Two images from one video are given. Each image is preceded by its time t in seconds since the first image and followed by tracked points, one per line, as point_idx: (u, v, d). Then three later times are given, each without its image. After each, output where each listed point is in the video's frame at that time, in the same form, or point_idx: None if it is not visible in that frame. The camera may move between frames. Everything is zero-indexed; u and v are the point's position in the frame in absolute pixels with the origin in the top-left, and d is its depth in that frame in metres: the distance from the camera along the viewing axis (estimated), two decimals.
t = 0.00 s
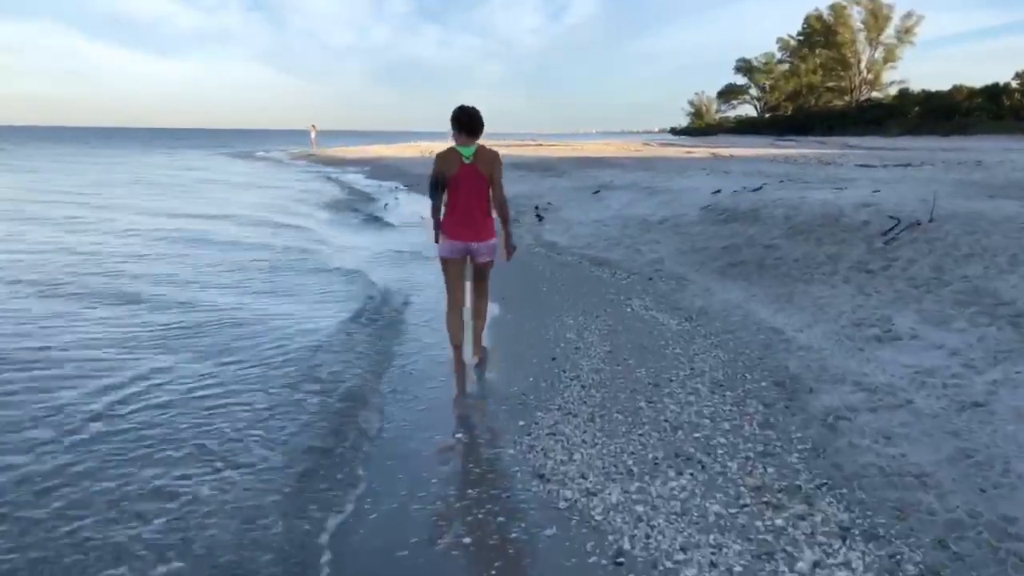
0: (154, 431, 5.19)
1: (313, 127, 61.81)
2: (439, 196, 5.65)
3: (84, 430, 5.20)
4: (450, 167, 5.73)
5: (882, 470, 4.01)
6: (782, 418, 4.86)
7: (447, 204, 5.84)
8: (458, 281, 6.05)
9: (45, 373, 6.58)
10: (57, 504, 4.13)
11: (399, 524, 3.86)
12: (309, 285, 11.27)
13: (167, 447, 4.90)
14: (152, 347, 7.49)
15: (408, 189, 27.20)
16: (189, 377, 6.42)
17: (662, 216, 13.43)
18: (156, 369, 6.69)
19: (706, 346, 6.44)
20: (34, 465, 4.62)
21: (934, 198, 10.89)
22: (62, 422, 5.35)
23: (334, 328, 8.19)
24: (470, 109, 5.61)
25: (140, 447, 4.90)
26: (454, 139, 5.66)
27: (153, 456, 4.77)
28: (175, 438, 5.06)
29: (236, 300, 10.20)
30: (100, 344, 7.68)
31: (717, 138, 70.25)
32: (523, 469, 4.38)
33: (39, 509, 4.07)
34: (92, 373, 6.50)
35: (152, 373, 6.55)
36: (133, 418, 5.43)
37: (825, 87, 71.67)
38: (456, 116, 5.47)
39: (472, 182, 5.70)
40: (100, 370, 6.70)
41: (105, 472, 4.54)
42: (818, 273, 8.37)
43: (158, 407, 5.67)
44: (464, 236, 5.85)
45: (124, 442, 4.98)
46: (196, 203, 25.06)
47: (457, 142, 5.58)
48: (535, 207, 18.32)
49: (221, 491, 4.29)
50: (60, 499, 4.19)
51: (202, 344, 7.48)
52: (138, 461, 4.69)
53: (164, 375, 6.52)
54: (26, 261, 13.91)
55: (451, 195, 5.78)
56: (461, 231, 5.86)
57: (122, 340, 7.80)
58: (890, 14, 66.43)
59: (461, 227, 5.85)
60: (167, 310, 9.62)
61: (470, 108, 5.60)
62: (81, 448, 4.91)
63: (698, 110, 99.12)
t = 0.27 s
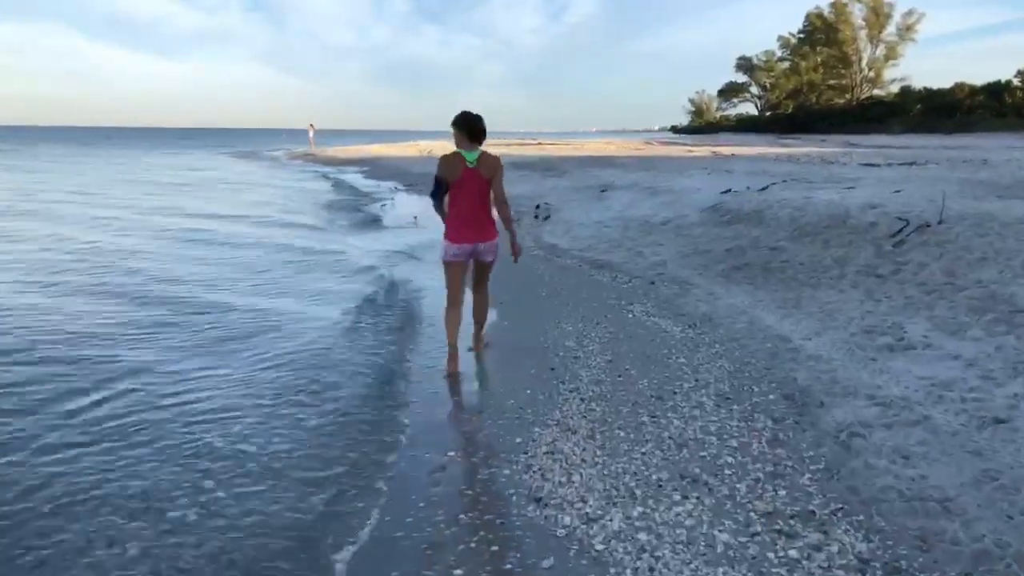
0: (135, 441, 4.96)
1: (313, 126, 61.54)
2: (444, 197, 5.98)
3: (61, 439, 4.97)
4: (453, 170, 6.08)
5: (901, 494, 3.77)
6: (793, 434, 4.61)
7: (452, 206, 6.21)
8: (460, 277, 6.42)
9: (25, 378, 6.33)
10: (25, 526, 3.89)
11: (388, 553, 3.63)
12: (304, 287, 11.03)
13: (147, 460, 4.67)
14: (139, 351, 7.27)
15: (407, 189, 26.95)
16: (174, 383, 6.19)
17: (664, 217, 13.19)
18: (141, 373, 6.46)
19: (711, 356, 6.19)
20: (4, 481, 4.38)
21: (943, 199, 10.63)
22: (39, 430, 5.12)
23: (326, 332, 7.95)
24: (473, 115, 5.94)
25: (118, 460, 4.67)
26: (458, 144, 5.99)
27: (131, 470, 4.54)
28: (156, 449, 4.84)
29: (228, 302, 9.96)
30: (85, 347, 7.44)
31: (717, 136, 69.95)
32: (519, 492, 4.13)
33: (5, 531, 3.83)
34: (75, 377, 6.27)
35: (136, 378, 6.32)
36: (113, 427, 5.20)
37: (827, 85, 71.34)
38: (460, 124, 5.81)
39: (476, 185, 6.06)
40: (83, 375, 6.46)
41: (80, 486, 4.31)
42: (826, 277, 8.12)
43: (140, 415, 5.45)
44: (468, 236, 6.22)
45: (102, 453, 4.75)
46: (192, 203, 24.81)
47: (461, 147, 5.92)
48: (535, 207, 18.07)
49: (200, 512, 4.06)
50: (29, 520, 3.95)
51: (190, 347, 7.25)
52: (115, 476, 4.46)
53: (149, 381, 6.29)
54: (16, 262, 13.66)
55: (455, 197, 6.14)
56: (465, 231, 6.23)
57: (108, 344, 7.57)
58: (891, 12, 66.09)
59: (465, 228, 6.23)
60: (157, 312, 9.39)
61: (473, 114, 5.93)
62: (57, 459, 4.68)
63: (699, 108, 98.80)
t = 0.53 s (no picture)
0: (115, 459, 4.73)
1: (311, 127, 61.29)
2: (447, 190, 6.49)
3: (38, 457, 4.74)
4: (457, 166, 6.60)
5: (924, 523, 3.54)
6: (806, 453, 4.38)
7: (455, 201, 6.72)
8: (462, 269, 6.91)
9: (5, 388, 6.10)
10: None
11: None
12: (298, 289, 10.79)
13: (127, 480, 4.44)
14: (126, 359, 7.04)
15: (406, 190, 26.72)
16: (160, 395, 5.96)
17: (666, 220, 12.96)
18: (126, 385, 6.23)
19: (717, 367, 5.95)
20: None
21: (951, 203, 10.39)
22: (17, 447, 4.90)
23: (320, 339, 7.72)
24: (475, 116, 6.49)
25: (97, 480, 4.44)
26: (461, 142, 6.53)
27: (110, 491, 4.31)
28: (137, 468, 4.60)
29: (221, 304, 9.72)
30: (71, 356, 7.22)
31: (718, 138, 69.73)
32: (517, 516, 3.90)
33: None
34: (57, 387, 6.05)
35: (121, 390, 6.09)
36: (94, 444, 4.97)
37: (827, 87, 71.12)
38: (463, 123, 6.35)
39: (478, 180, 6.58)
40: (66, 386, 6.24)
41: (55, 510, 4.09)
42: (834, 283, 7.89)
43: (124, 430, 5.22)
44: (470, 229, 6.69)
45: (80, 473, 4.52)
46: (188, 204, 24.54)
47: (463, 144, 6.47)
48: (535, 210, 17.84)
49: (180, 537, 3.83)
50: None
51: (178, 355, 7.02)
52: (93, 497, 4.23)
53: (134, 392, 6.06)
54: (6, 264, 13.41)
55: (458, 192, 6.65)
56: (467, 224, 6.72)
57: (94, 351, 7.35)
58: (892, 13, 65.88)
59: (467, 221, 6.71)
60: (147, 315, 9.15)
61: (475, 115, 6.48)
62: (33, 480, 4.45)
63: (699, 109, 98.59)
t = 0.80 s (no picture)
0: (103, 473, 4.49)
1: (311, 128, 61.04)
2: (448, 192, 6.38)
3: (23, 470, 4.50)
4: (458, 167, 6.47)
5: (968, 551, 3.30)
6: (834, 469, 4.13)
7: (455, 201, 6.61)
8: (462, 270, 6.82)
9: None
10: None
11: None
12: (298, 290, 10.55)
13: (115, 496, 4.20)
14: (118, 363, 6.80)
15: (407, 191, 26.49)
16: (153, 402, 5.73)
17: (672, 222, 12.72)
18: (118, 392, 5.99)
19: (733, 376, 5.70)
20: None
21: (966, 205, 10.14)
22: None
23: (320, 343, 7.48)
24: (477, 117, 6.36)
25: (83, 496, 4.20)
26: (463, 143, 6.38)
27: (97, 508, 4.07)
28: (126, 483, 4.36)
29: (218, 305, 9.47)
30: (62, 359, 6.98)
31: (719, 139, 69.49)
32: (528, 539, 3.65)
33: None
34: (45, 394, 5.80)
35: (113, 397, 5.85)
36: (81, 456, 4.73)
37: (829, 88, 70.90)
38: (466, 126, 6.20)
39: (479, 182, 6.47)
40: (55, 393, 6.00)
41: (37, 529, 3.85)
42: (850, 287, 7.64)
43: (113, 441, 4.98)
44: (471, 230, 6.61)
45: (65, 489, 4.28)
46: (186, 205, 24.28)
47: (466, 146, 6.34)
48: (538, 211, 17.60)
49: (169, 560, 3.58)
50: None
51: (172, 361, 6.77)
52: (78, 515, 3.99)
53: (126, 399, 5.82)
54: None
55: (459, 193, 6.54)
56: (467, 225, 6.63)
57: (86, 355, 7.11)
58: (894, 14, 65.66)
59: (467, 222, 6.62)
60: (143, 316, 8.91)
61: (477, 116, 6.35)
62: (15, 496, 4.21)
63: (700, 111, 98.45)
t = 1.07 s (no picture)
0: (84, 487, 4.26)
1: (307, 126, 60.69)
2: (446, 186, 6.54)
3: None
4: (456, 160, 6.63)
5: None
6: (855, 487, 3.93)
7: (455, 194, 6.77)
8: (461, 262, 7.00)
9: None
10: None
11: None
12: (292, 291, 10.31)
13: (96, 513, 3.97)
14: (105, 367, 6.57)
15: (404, 190, 26.25)
16: (139, 409, 5.49)
17: (674, 222, 12.51)
18: (103, 398, 5.75)
19: (744, 384, 5.49)
20: None
21: (974, 205, 9.95)
22: None
23: (314, 346, 7.25)
24: (474, 113, 6.48)
25: (62, 513, 3.97)
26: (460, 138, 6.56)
27: (76, 528, 3.84)
28: (108, 499, 4.13)
29: (210, 305, 9.22)
30: (46, 363, 6.73)
31: (717, 137, 69.31)
32: (533, 564, 3.43)
33: None
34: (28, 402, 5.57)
35: (98, 403, 5.62)
36: (61, 468, 4.49)
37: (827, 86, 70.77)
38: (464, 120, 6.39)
39: (478, 174, 6.64)
40: (38, 399, 5.75)
41: (12, 551, 3.61)
42: (860, 290, 7.43)
43: (97, 451, 4.76)
44: (469, 223, 6.78)
45: (43, 504, 4.05)
46: (180, 203, 23.99)
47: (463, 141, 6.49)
48: (536, 211, 17.37)
49: None
50: None
51: (162, 367, 6.54)
52: (56, 533, 3.76)
53: (111, 407, 5.58)
54: None
55: (458, 186, 6.69)
56: (467, 216, 6.78)
57: (73, 358, 6.87)
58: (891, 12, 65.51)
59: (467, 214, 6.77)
60: (131, 317, 8.66)
61: (474, 112, 6.47)
62: None
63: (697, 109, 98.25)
